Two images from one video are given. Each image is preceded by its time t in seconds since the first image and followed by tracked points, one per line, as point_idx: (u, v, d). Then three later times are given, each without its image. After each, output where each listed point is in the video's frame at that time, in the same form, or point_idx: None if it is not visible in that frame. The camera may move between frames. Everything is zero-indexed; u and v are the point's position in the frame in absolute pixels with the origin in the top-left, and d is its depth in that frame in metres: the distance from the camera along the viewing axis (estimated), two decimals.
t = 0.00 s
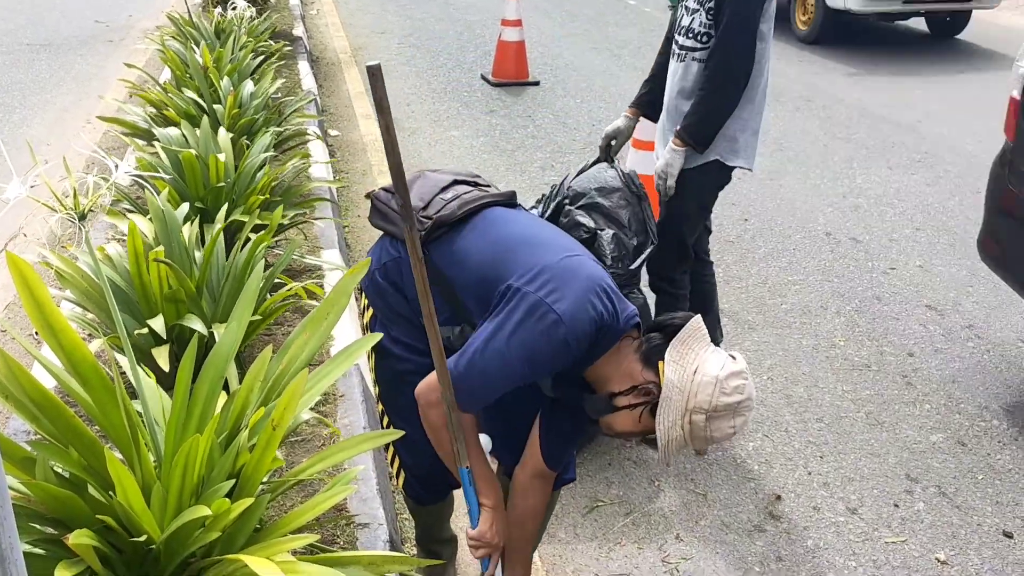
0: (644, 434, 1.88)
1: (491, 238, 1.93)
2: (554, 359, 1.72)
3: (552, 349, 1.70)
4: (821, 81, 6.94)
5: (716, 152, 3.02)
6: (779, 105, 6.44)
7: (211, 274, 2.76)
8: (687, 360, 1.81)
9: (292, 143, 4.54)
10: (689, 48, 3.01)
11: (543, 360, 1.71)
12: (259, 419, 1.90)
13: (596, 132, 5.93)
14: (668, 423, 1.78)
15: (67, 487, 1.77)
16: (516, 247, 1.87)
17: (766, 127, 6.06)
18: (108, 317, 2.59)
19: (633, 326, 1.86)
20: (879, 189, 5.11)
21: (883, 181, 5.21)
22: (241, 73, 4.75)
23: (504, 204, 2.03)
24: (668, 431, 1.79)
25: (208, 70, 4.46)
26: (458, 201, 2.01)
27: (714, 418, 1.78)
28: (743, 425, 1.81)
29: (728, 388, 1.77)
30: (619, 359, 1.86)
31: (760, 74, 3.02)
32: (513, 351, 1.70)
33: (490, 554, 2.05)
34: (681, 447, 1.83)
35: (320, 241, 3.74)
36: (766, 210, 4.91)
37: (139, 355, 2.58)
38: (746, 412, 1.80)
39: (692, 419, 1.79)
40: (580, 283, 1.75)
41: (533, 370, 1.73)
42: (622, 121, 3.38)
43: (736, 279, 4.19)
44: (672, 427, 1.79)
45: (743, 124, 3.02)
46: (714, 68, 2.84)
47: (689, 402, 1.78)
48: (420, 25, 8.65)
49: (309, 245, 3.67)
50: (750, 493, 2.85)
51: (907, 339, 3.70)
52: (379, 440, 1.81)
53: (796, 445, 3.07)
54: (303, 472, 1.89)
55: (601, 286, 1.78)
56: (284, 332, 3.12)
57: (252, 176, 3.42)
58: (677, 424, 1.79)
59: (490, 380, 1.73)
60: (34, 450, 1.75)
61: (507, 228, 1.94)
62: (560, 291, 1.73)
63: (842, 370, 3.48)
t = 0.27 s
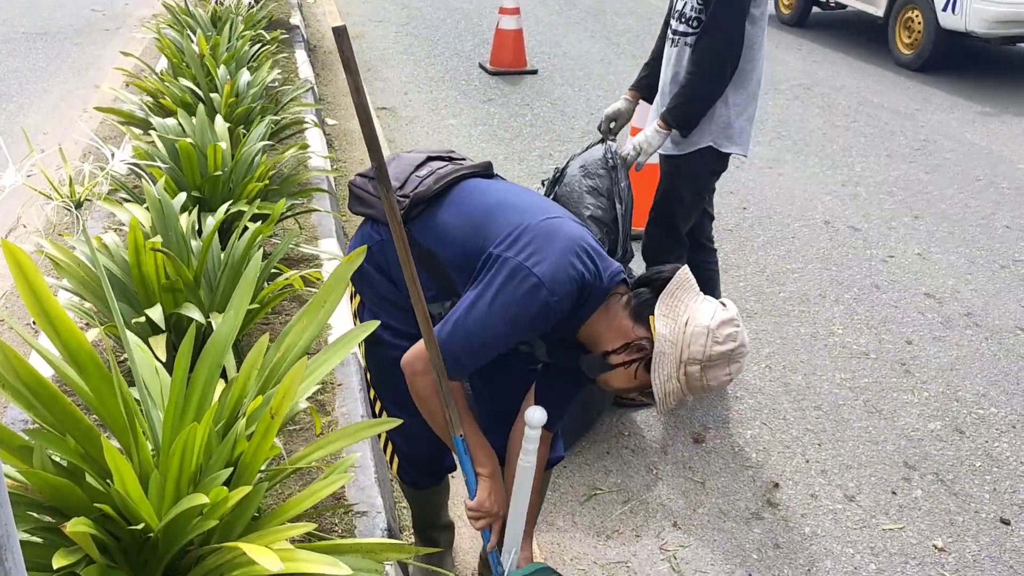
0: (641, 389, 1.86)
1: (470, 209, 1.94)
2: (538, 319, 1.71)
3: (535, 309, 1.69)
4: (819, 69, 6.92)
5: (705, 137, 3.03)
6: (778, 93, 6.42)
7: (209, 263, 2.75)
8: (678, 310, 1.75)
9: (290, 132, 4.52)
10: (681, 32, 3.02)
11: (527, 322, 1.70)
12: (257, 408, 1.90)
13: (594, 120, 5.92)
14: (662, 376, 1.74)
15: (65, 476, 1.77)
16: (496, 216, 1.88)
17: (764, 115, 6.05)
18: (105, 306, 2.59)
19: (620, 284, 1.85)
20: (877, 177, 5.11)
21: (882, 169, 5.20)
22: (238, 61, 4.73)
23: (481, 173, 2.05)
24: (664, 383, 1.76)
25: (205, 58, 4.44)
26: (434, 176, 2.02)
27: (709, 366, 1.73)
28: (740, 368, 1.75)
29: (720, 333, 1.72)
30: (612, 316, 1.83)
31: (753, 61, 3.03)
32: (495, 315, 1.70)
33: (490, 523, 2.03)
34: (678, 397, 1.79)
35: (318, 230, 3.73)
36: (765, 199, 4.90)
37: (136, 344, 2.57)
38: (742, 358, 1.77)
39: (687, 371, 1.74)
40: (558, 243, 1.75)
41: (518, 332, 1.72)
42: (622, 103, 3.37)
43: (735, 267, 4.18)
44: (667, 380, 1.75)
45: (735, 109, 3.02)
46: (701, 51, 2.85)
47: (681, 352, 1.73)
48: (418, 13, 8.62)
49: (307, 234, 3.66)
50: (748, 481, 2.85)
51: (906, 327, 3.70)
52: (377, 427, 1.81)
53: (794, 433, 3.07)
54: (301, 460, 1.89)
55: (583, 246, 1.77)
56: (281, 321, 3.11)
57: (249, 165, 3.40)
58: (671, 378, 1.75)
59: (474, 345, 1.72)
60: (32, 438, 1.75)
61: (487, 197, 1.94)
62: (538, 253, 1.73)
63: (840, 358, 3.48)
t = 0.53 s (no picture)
0: (649, 249, 1.76)
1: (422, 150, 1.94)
2: (511, 202, 1.68)
3: (504, 192, 1.66)
4: (819, 57, 6.90)
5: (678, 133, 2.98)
6: (777, 81, 6.41)
7: (206, 252, 2.75)
8: (657, 159, 1.68)
9: (288, 120, 4.51)
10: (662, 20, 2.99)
11: (498, 208, 1.67)
12: (255, 396, 1.89)
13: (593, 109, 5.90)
14: (669, 223, 1.65)
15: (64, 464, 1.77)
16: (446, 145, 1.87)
17: (763, 103, 6.03)
18: (103, 295, 2.58)
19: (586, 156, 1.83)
20: (876, 165, 5.10)
21: (881, 157, 5.19)
22: (236, 49, 4.71)
23: (426, 122, 2.06)
24: (674, 233, 1.66)
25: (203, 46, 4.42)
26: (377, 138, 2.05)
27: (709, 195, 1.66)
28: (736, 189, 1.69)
29: (707, 160, 1.66)
30: (595, 185, 1.75)
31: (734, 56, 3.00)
32: (466, 209, 1.67)
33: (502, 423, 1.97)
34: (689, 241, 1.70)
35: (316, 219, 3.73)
36: (764, 187, 4.89)
37: (135, 333, 2.57)
38: (738, 179, 1.69)
39: (689, 208, 1.67)
40: (514, 129, 1.75)
41: (495, 222, 1.68)
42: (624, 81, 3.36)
43: (733, 255, 4.18)
44: (675, 226, 1.66)
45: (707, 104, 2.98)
46: (669, 48, 2.82)
47: (677, 194, 1.65)
48: (416, 2, 8.58)
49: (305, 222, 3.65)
50: (747, 469, 2.85)
51: (904, 315, 3.70)
52: (378, 416, 1.81)
53: (793, 421, 3.08)
54: (301, 449, 1.89)
55: (539, 129, 1.77)
56: (280, 309, 3.11)
57: (247, 154, 3.39)
58: (678, 222, 1.66)
59: (450, 242, 1.69)
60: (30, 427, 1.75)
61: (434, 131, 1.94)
62: (490, 146, 1.72)
63: (839, 346, 3.48)
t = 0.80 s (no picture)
0: (623, 77, 1.75)
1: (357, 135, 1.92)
2: (470, 84, 1.65)
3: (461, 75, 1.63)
4: (819, 50, 6.89)
5: (675, 123, 2.85)
6: (777, 75, 6.40)
7: (206, 247, 2.74)
8: None
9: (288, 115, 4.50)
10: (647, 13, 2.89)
11: (458, 92, 1.63)
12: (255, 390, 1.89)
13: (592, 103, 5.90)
14: (638, 51, 1.64)
15: (64, 458, 1.77)
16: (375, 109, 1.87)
17: (764, 97, 6.03)
18: (103, 289, 2.58)
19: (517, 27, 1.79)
20: (877, 158, 5.09)
21: (881, 151, 5.19)
22: (235, 44, 4.70)
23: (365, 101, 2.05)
24: (645, 54, 1.66)
25: (202, 41, 4.41)
26: (323, 137, 2.05)
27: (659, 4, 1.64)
28: None
29: None
30: (541, 44, 1.70)
31: (724, 36, 2.84)
32: (427, 104, 1.62)
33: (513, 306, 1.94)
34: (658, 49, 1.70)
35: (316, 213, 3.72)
36: (764, 180, 4.89)
37: (134, 327, 2.57)
38: None
39: (646, 24, 1.65)
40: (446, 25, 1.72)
41: (459, 108, 1.65)
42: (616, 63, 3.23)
43: (733, 249, 4.18)
44: (643, 49, 1.66)
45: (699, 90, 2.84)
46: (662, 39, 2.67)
47: (631, 19, 1.64)
48: None
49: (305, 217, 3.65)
50: (747, 463, 2.86)
51: (904, 308, 3.70)
52: (380, 410, 1.81)
53: (793, 415, 3.08)
54: (302, 443, 1.89)
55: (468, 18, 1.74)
56: (280, 304, 3.11)
57: (247, 148, 3.39)
58: (644, 43, 1.66)
59: (425, 141, 1.63)
60: (30, 421, 1.75)
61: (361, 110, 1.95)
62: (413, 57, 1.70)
63: (839, 340, 3.48)
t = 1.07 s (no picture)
0: None
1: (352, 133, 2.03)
2: (458, 28, 1.78)
3: (449, 22, 1.77)
4: (821, 49, 6.88)
5: (676, 125, 2.85)
6: (778, 74, 6.39)
7: (207, 247, 2.75)
8: None
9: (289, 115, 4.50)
10: (643, 18, 2.88)
11: (452, 42, 1.78)
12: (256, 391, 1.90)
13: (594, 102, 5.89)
14: None
15: (66, 458, 1.78)
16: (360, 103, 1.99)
17: (765, 96, 6.03)
18: (104, 289, 2.59)
19: None
20: (878, 158, 5.09)
21: (883, 150, 5.18)
22: (236, 44, 4.70)
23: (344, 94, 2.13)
24: None
25: (203, 41, 4.41)
26: (316, 138, 2.12)
27: None
28: None
29: None
30: None
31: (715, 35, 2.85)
32: (428, 61, 1.77)
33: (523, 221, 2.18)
34: None
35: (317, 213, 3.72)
36: (766, 180, 4.89)
37: (136, 327, 2.58)
38: None
39: None
40: None
41: (455, 55, 1.80)
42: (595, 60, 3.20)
43: (735, 249, 4.18)
44: None
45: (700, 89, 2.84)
46: (666, 50, 2.64)
47: None
48: None
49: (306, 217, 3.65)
50: (748, 462, 2.85)
51: (905, 307, 3.69)
52: (381, 410, 1.81)
53: (793, 414, 3.08)
54: (303, 443, 1.90)
55: None
56: (281, 304, 3.11)
57: (248, 148, 3.39)
58: None
59: (436, 91, 1.79)
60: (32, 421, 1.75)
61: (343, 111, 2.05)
62: (386, 36, 1.84)
63: (841, 339, 3.48)
